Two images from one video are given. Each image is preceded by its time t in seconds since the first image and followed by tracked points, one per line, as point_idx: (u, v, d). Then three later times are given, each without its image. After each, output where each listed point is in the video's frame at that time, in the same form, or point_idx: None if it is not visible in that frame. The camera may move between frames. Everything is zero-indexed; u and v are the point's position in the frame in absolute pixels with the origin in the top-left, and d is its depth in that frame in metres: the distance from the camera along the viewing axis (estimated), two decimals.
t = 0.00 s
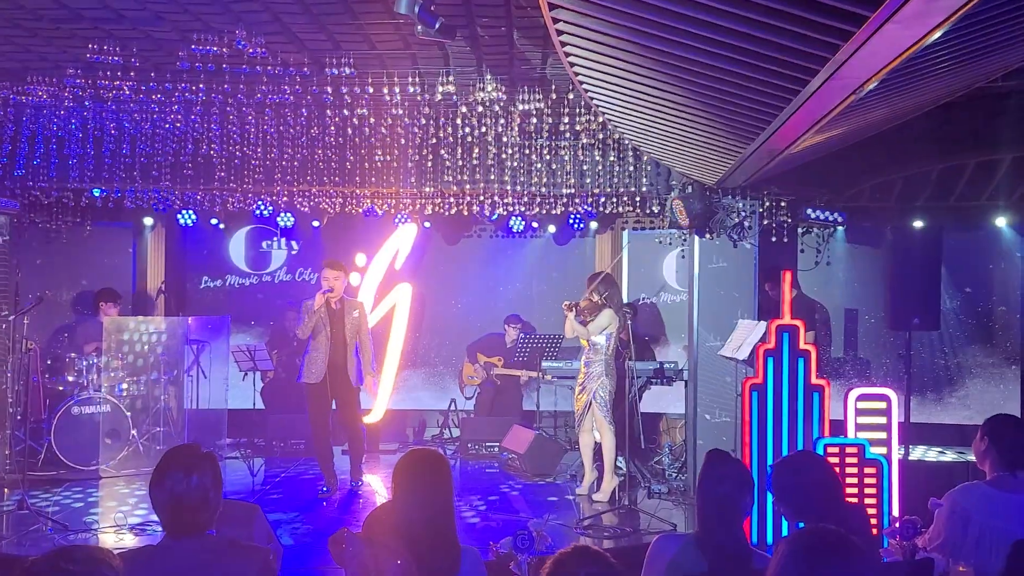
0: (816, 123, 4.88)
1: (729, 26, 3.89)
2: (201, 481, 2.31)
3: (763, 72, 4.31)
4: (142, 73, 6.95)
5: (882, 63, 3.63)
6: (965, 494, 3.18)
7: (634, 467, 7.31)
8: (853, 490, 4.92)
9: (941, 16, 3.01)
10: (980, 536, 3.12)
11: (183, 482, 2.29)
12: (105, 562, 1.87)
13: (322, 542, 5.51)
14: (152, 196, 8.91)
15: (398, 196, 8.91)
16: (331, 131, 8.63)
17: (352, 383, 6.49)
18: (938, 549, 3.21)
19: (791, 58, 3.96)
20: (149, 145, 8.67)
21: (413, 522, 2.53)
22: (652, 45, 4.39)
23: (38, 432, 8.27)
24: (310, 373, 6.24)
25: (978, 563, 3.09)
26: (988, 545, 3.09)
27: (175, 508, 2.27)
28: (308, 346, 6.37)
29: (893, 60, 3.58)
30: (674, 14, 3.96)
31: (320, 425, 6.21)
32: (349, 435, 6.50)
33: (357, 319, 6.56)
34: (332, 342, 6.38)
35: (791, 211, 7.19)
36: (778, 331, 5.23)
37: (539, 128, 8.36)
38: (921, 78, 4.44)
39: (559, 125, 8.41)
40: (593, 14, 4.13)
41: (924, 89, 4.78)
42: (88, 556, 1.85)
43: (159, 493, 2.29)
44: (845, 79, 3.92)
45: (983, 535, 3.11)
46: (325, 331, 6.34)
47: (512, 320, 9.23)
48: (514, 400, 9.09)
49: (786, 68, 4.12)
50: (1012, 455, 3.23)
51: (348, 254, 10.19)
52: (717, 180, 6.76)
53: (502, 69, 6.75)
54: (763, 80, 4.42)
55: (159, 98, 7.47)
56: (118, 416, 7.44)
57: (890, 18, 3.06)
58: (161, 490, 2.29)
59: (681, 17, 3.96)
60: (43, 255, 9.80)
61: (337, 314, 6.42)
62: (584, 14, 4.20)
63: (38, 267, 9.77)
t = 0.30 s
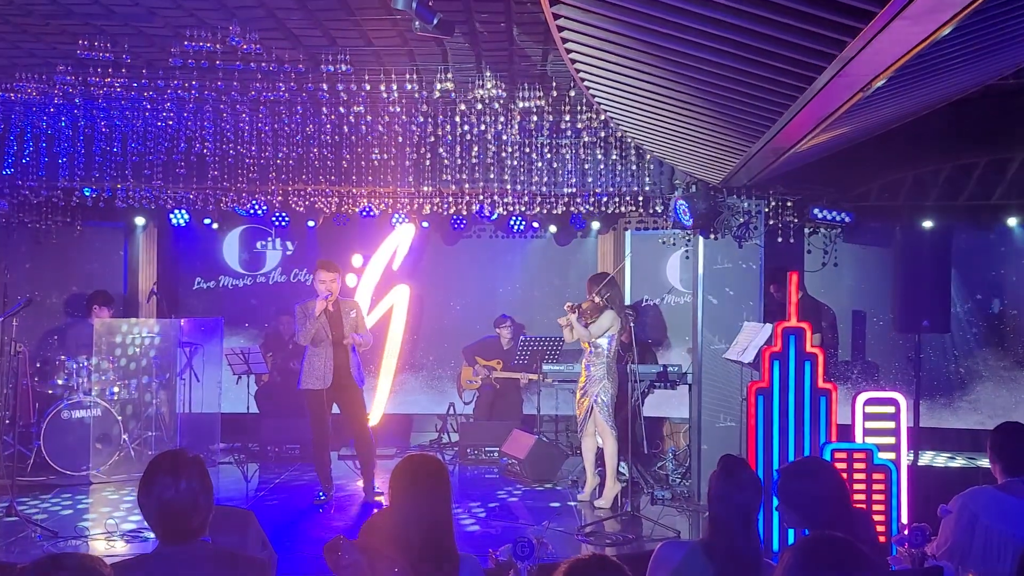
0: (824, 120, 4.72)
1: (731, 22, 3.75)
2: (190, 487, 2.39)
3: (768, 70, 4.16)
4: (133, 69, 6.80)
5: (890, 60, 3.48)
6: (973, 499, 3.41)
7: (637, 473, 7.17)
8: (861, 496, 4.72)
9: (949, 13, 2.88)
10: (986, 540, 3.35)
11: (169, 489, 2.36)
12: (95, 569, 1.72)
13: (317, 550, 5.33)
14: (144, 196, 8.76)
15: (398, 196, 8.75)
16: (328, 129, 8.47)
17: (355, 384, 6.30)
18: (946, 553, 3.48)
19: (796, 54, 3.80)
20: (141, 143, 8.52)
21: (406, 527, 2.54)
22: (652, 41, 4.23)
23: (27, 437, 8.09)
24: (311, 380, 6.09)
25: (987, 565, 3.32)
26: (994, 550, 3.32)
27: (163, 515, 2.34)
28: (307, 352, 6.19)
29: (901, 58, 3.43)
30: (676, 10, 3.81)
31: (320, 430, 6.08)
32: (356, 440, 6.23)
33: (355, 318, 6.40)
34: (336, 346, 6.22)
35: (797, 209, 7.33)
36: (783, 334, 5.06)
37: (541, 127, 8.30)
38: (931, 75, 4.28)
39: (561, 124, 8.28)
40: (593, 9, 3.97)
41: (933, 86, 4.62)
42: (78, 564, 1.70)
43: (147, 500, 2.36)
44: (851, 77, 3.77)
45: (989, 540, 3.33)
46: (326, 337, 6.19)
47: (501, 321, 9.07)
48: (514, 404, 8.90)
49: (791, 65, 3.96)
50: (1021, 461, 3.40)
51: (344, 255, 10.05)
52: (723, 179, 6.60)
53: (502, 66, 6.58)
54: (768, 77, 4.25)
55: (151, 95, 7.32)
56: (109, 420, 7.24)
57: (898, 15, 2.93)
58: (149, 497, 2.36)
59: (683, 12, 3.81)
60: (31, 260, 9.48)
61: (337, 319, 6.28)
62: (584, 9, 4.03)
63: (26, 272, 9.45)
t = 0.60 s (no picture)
0: (826, 121, 4.71)
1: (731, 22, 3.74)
2: (193, 489, 2.39)
3: (770, 70, 4.15)
4: (134, 70, 6.80)
5: (891, 60, 3.47)
6: (975, 497, 3.42)
7: (639, 473, 7.17)
8: (863, 498, 4.69)
9: (951, 13, 2.86)
10: (986, 539, 3.36)
11: (172, 491, 2.36)
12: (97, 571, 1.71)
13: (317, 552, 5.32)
14: (145, 197, 8.76)
15: (400, 197, 8.74)
16: (328, 130, 8.46)
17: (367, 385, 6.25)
18: (946, 552, 3.48)
19: (797, 55, 3.79)
20: (141, 144, 8.52)
21: (408, 529, 2.53)
22: (652, 41, 4.22)
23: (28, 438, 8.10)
24: (321, 381, 6.13)
25: (986, 563, 3.34)
26: (994, 549, 3.33)
27: (166, 515, 2.34)
28: (318, 353, 6.19)
29: (902, 58, 3.43)
30: (676, 11, 3.80)
31: (326, 433, 6.09)
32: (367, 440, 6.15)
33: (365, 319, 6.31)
34: (345, 348, 6.19)
35: (800, 210, 7.41)
36: (786, 335, 5.05)
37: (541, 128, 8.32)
38: (933, 75, 4.27)
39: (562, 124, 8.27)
40: (594, 10, 3.96)
41: (935, 87, 4.61)
42: (80, 565, 1.69)
43: (150, 502, 2.36)
44: (852, 77, 3.76)
45: (989, 538, 3.34)
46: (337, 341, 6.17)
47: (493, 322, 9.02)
48: (516, 405, 8.89)
49: (791, 65, 3.95)
50: None
51: (345, 255, 10.04)
52: (724, 179, 6.59)
53: (503, 66, 6.57)
54: (769, 77, 4.24)
55: (152, 96, 7.33)
56: (111, 422, 7.29)
57: (899, 15, 2.92)
58: (152, 499, 2.36)
59: (684, 13, 3.80)
60: (32, 262, 9.48)
61: (347, 321, 6.24)
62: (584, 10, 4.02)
63: (28, 278, 9.45)
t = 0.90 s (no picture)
0: (826, 120, 4.71)
1: (732, 21, 3.73)
2: (194, 488, 2.39)
3: (771, 70, 4.14)
4: (135, 70, 6.80)
5: (892, 59, 3.47)
6: (975, 494, 3.43)
7: (640, 472, 7.17)
8: (863, 495, 4.70)
9: (953, 11, 2.86)
10: (986, 536, 3.38)
11: (173, 490, 2.37)
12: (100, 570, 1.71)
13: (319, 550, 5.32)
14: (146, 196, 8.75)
15: (401, 197, 8.74)
16: (329, 130, 8.45)
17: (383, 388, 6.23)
18: (946, 550, 3.49)
19: (798, 54, 3.79)
20: (142, 143, 8.52)
21: (409, 528, 2.53)
22: (654, 40, 4.21)
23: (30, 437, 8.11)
24: (337, 382, 6.16)
25: (985, 562, 3.35)
26: (995, 546, 3.35)
27: (167, 514, 2.34)
28: (336, 354, 6.25)
29: (903, 56, 3.42)
30: (677, 10, 3.80)
31: (338, 432, 6.12)
32: (377, 442, 6.24)
33: (382, 321, 6.30)
34: (361, 349, 6.20)
35: (801, 210, 7.39)
36: (787, 334, 5.05)
37: (542, 127, 8.34)
38: (933, 74, 4.26)
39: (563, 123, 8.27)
40: (595, 9, 3.95)
41: (936, 85, 4.60)
42: (82, 564, 1.69)
43: (152, 501, 2.36)
44: (853, 76, 3.76)
45: (990, 535, 3.36)
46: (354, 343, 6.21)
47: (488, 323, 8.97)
48: (517, 404, 8.90)
49: (792, 64, 3.94)
50: None
51: (347, 255, 10.04)
52: (725, 178, 6.59)
53: (504, 66, 6.56)
54: (770, 76, 4.23)
55: (153, 95, 7.33)
56: (112, 421, 7.34)
57: (900, 13, 2.92)
58: (153, 498, 2.37)
59: (684, 12, 3.80)
60: (33, 261, 9.51)
61: (365, 321, 6.26)
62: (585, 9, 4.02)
63: (31, 279, 9.47)
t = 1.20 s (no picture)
0: (829, 118, 4.70)
1: (734, 19, 3.73)
2: (195, 487, 2.39)
3: (773, 68, 4.13)
4: (137, 70, 6.79)
5: (895, 57, 3.46)
6: (979, 492, 3.43)
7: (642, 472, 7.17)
8: (865, 495, 4.69)
9: (956, 9, 2.85)
10: (990, 535, 3.38)
11: (174, 488, 2.37)
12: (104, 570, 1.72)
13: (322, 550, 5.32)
14: (147, 195, 8.74)
15: (403, 196, 8.73)
16: (331, 129, 8.44)
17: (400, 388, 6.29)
18: (950, 550, 3.48)
19: (802, 53, 3.78)
20: (145, 143, 8.53)
21: (411, 528, 2.53)
22: (657, 39, 4.21)
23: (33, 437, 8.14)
24: (354, 382, 6.21)
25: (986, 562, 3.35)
26: (998, 545, 3.35)
27: (169, 512, 2.34)
28: (354, 354, 6.29)
29: (906, 55, 3.41)
30: (679, 9, 3.79)
31: (347, 431, 6.14)
32: (388, 442, 6.27)
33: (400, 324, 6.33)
34: (378, 350, 6.24)
35: (803, 207, 7.18)
36: (789, 333, 5.05)
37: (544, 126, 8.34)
38: (937, 73, 4.25)
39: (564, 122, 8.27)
40: (597, 7, 3.95)
41: (939, 84, 4.60)
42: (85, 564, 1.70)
43: (154, 499, 2.37)
44: (856, 74, 3.75)
45: (993, 533, 3.36)
46: (373, 343, 6.24)
47: (486, 322, 8.96)
48: (519, 404, 8.89)
49: (795, 63, 3.94)
50: None
51: (349, 255, 10.04)
52: (728, 177, 6.58)
53: (506, 65, 6.56)
54: (774, 75, 4.23)
55: (155, 94, 7.34)
56: (114, 421, 7.42)
57: (903, 11, 2.91)
58: (154, 495, 2.37)
59: (687, 11, 3.79)
60: (36, 260, 9.52)
61: (382, 322, 6.26)
62: (588, 8, 4.02)
63: (35, 280, 9.48)
